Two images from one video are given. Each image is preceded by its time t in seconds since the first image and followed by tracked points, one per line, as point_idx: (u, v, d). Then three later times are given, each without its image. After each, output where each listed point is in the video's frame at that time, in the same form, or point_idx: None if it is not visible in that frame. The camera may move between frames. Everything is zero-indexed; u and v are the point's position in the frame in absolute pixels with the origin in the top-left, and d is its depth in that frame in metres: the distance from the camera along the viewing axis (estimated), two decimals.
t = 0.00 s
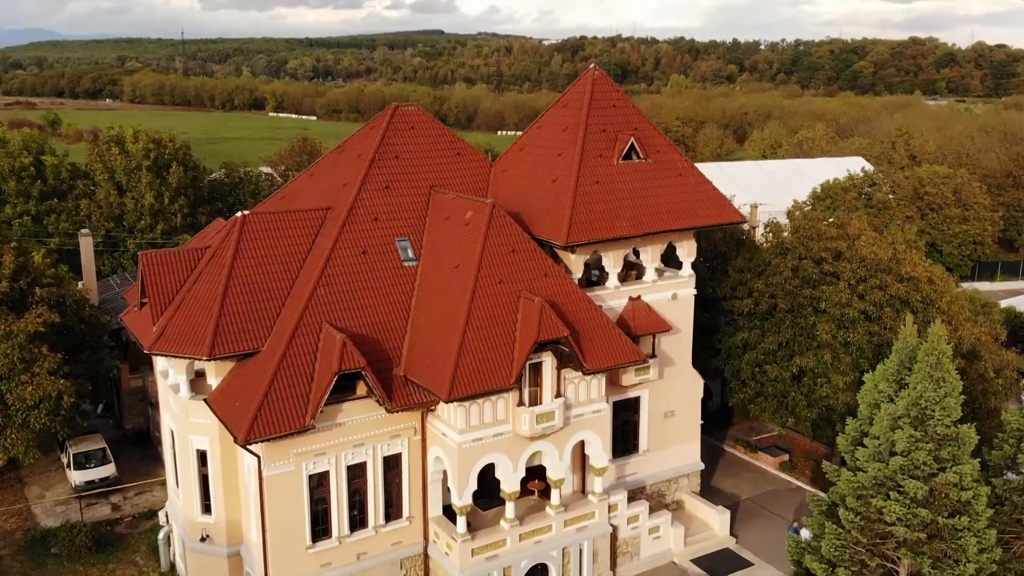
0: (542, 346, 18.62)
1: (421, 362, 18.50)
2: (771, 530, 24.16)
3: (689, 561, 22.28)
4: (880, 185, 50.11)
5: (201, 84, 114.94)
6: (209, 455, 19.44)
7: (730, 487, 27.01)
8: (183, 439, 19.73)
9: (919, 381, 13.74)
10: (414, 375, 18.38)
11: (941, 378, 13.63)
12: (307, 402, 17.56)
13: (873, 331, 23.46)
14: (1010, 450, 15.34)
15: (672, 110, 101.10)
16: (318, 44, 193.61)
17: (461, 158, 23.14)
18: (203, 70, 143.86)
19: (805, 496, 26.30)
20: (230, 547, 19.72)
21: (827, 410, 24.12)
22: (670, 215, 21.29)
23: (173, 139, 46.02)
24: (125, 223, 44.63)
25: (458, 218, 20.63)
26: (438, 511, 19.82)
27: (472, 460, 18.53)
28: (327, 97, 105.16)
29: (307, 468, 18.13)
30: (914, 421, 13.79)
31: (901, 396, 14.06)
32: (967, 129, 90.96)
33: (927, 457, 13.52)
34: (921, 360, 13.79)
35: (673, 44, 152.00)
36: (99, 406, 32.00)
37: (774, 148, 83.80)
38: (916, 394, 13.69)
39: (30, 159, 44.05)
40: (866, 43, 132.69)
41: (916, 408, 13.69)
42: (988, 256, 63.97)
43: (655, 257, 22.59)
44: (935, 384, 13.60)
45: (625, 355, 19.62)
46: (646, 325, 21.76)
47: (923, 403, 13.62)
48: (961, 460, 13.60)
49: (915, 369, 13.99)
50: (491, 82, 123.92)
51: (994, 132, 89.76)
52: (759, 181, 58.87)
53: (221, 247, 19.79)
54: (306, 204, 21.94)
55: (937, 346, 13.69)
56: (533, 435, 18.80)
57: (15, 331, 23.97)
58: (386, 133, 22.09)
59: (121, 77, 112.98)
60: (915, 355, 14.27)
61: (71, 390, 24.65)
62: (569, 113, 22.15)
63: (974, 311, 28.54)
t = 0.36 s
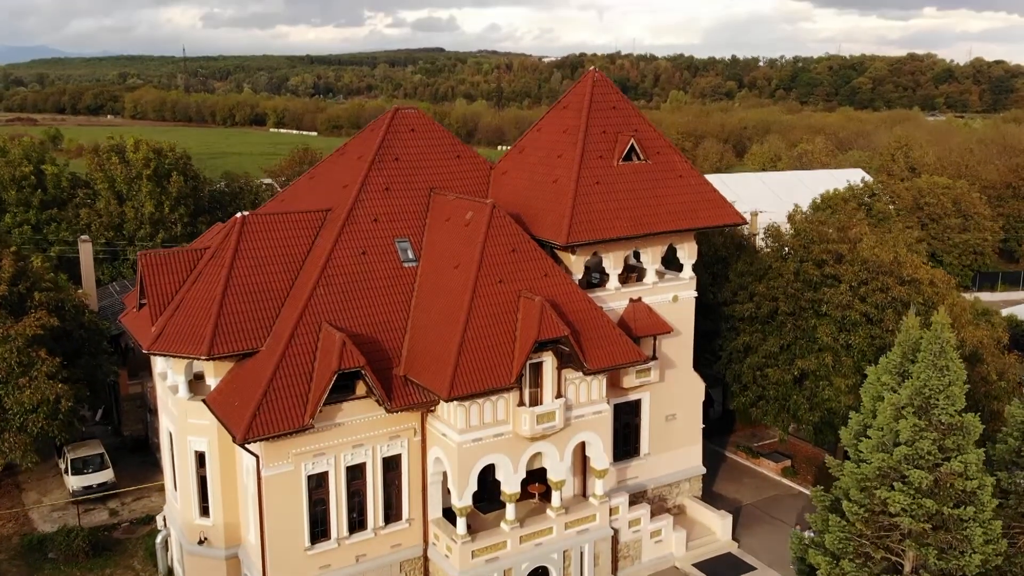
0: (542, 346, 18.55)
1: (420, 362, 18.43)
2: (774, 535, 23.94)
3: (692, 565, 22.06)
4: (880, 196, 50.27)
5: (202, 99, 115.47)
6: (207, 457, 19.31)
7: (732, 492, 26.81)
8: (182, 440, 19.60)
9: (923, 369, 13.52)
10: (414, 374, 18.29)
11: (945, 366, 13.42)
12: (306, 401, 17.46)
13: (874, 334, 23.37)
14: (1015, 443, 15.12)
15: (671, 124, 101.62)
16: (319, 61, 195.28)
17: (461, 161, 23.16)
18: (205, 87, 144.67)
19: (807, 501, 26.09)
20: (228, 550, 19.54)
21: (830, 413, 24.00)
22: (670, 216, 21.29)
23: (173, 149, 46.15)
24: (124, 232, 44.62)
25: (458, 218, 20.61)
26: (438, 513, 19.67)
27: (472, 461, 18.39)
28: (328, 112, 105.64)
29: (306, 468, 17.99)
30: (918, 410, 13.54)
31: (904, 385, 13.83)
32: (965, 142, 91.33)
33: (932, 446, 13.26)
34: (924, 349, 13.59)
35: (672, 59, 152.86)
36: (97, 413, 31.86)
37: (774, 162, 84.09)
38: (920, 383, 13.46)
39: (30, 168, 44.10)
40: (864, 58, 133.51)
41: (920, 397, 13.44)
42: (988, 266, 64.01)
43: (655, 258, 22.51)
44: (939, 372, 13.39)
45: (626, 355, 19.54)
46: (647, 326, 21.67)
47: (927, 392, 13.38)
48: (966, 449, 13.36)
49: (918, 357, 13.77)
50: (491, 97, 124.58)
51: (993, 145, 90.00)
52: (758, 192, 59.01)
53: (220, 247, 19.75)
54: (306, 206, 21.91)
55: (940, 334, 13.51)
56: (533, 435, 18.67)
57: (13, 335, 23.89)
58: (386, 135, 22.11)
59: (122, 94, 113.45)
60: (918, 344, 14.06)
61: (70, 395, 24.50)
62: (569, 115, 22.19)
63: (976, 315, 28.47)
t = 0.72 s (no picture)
0: (543, 343, 18.57)
1: (421, 359, 18.46)
2: (775, 537, 23.84)
3: (692, 566, 21.97)
4: (880, 205, 50.45)
5: (203, 112, 116.00)
6: (207, 455, 19.28)
7: (733, 494, 26.72)
8: (182, 438, 19.55)
9: (923, 354, 13.07)
10: (415, 372, 18.31)
11: (946, 351, 12.96)
12: (306, 397, 17.45)
13: (874, 335, 23.41)
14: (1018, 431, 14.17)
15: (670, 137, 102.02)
16: (320, 76, 196.60)
17: (461, 162, 23.28)
18: (206, 101, 145.44)
19: (808, 504, 26.00)
20: (228, 549, 19.46)
21: (830, 414, 23.96)
22: (669, 215, 21.37)
23: (175, 158, 46.34)
24: (125, 239, 44.71)
25: (459, 218, 20.69)
26: (438, 512, 19.62)
27: (472, 458, 18.36)
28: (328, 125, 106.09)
29: (306, 465, 17.95)
30: (919, 397, 13.10)
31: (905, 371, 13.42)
32: (964, 154, 91.62)
33: (933, 432, 12.83)
34: (925, 335, 13.16)
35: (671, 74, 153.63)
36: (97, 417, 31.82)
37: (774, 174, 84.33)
38: (921, 369, 13.02)
39: (31, 175, 44.22)
40: (862, 72, 134.27)
41: (921, 383, 13.00)
42: (988, 275, 64.10)
43: (655, 259, 22.58)
44: (940, 356, 12.93)
45: (626, 354, 19.58)
46: (647, 326, 21.70)
47: (928, 378, 12.94)
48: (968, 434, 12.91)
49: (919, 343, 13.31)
50: (490, 111, 125.18)
51: (992, 156, 90.11)
52: (757, 201, 59.19)
53: (221, 246, 19.83)
54: (307, 207, 22.00)
55: (940, 320, 13.06)
56: (534, 433, 18.65)
57: (13, 336, 23.93)
58: (387, 136, 22.23)
59: (123, 108, 113.93)
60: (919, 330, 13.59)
61: (70, 395, 24.49)
62: (570, 116, 22.33)
63: (976, 318, 28.48)
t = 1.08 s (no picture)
0: (542, 339, 18.71)
1: (421, 355, 18.59)
2: (774, 537, 23.86)
3: (692, 565, 22.00)
4: (878, 215, 50.71)
5: (204, 126, 116.61)
6: (208, 451, 19.36)
7: (732, 496, 26.74)
8: (183, 434, 19.64)
9: (919, 338, 13.02)
10: (415, 367, 18.42)
11: (941, 335, 12.90)
12: (307, 392, 17.56)
13: (873, 334, 23.75)
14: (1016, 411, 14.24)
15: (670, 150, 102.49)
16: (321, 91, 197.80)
17: (461, 163, 23.51)
18: (207, 116, 146.16)
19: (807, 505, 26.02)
20: (228, 545, 19.52)
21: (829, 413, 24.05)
22: (668, 214, 21.58)
23: (177, 166, 46.64)
24: (126, 246, 44.88)
25: (459, 216, 20.89)
26: (438, 509, 19.69)
27: (472, 453, 18.46)
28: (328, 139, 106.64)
29: (307, 460, 18.04)
30: (915, 379, 13.04)
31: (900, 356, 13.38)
32: (962, 165, 92.06)
33: (929, 414, 12.73)
34: (920, 318, 13.08)
35: (670, 89, 154.29)
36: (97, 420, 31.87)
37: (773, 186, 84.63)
38: (917, 352, 12.96)
39: (33, 182, 44.43)
40: (860, 86, 135.22)
41: (917, 366, 12.95)
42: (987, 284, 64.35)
43: (654, 259, 22.75)
44: (935, 340, 12.88)
45: (625, 350, 19.72)
46: (646, 325, 21.84)
47: (923, 361, 12.88)
48: (964, 416, 12.75)
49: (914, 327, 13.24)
50: (490, 126, 125.83)
51: (990, 167, 90.45)
52: (756, 211, 59.48)
53: (223, 244, 20.01)
54: (308, 206, 22.20)
55: (936, 303, 12.96)
56: (533, 429, 18.75)
57: (15, 336, 24.07)
58: (388, 136, 22.47)
59: (125, 123, 114.52)
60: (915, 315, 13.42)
61: (72, 395, 24.58)
62: (569, 116, 22.58)
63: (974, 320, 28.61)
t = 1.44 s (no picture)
0: (542, 333, 18.94)
1: (422, 349, 18.83)
2: (772, 535, 23.99)
3: (690, 561, 22.15)
4: (876, 223, 51.06)
5: (205, 140, 117.23)
6: (211, 445, 19.55)
7: (731, 495, 26.86)
8: (186, 429, 19.84)
9: (910, 315, 11.95)
10: (416, 361, 18.67)
11: (933, 313, 11.84)
12: (309, 384, 17.78)
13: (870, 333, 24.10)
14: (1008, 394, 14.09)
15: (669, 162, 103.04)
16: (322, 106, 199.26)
17: (462, 163, 23.83)
18: (208, 131, 147.02)
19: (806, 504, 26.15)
20: (230, 539, 19.67)
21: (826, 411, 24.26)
22: (666, 212, 21.90)
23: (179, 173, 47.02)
24: (129, 252, 45.17)
25: (459, 214, 21.18)
26: (439, 503, 19.86)
27: (472, 446, 18.65)
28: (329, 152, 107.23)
29: (309, 452, 18.24)
30: (907, 360, 11.95)
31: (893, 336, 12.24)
32: (960, 177, 92.53)
33: (922, 393, 11.64)
34: (910, 299, 12.03)
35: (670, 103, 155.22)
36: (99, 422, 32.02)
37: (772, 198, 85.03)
38: (908, 331, 11.87)
39: (37, 189, 44.77)
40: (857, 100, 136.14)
41: (908, 346, 11.87)
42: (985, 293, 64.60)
43: (654, 257, 23.03)
44: (927, 319, 11.81)
45: (625, 346, 19.97)
46: (645, 322, 22.08)
47: (915, 340, 11.79)
48: (958, 395, 11.67)
49: (905, 306, 12.21)
50: (490, 140, 126.55)
51: (988, 178, 90.96)
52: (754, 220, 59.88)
53: (227, 240, 20.29)
54: (311, 205, 22.49)
55: (927, 282, 11.93)
56: (533, 422, 18.94)
57: (20, 335, 24.29)
58: (389, 137, 22.80)
59: (126, 137, 115.07)
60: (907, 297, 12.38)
61: (76, 393, 24.77)
62: (568, 117, 22.92)
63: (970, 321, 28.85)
